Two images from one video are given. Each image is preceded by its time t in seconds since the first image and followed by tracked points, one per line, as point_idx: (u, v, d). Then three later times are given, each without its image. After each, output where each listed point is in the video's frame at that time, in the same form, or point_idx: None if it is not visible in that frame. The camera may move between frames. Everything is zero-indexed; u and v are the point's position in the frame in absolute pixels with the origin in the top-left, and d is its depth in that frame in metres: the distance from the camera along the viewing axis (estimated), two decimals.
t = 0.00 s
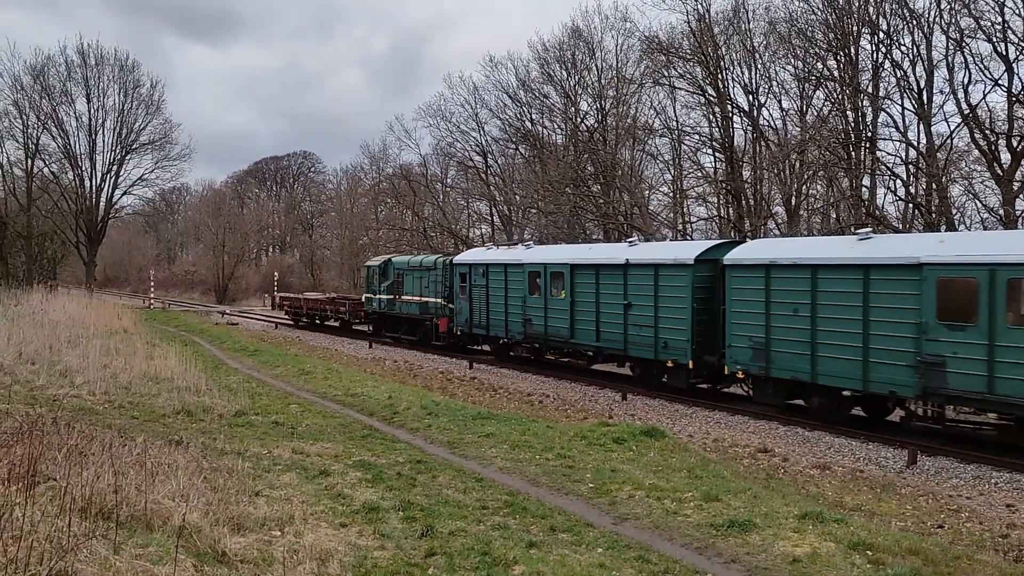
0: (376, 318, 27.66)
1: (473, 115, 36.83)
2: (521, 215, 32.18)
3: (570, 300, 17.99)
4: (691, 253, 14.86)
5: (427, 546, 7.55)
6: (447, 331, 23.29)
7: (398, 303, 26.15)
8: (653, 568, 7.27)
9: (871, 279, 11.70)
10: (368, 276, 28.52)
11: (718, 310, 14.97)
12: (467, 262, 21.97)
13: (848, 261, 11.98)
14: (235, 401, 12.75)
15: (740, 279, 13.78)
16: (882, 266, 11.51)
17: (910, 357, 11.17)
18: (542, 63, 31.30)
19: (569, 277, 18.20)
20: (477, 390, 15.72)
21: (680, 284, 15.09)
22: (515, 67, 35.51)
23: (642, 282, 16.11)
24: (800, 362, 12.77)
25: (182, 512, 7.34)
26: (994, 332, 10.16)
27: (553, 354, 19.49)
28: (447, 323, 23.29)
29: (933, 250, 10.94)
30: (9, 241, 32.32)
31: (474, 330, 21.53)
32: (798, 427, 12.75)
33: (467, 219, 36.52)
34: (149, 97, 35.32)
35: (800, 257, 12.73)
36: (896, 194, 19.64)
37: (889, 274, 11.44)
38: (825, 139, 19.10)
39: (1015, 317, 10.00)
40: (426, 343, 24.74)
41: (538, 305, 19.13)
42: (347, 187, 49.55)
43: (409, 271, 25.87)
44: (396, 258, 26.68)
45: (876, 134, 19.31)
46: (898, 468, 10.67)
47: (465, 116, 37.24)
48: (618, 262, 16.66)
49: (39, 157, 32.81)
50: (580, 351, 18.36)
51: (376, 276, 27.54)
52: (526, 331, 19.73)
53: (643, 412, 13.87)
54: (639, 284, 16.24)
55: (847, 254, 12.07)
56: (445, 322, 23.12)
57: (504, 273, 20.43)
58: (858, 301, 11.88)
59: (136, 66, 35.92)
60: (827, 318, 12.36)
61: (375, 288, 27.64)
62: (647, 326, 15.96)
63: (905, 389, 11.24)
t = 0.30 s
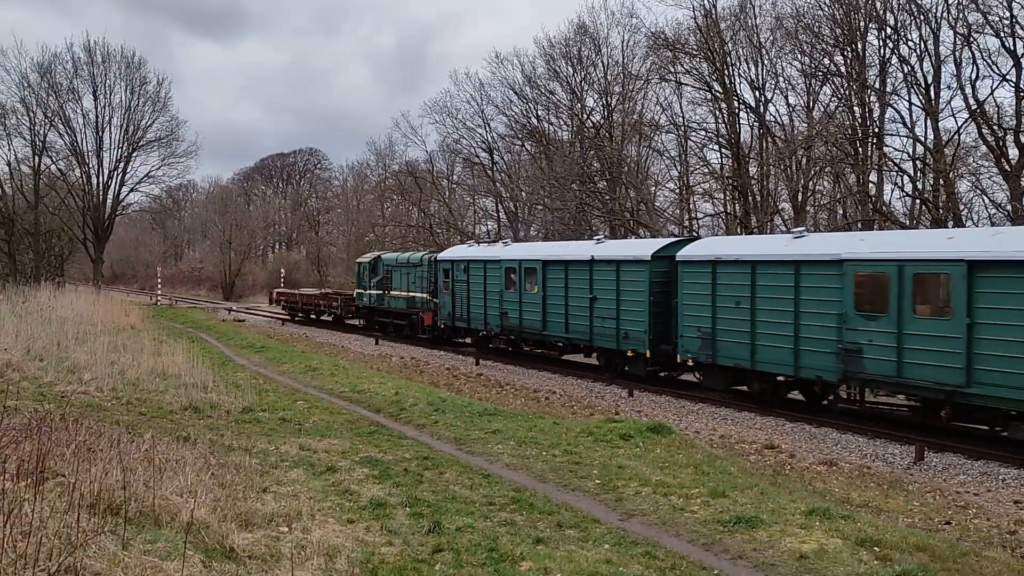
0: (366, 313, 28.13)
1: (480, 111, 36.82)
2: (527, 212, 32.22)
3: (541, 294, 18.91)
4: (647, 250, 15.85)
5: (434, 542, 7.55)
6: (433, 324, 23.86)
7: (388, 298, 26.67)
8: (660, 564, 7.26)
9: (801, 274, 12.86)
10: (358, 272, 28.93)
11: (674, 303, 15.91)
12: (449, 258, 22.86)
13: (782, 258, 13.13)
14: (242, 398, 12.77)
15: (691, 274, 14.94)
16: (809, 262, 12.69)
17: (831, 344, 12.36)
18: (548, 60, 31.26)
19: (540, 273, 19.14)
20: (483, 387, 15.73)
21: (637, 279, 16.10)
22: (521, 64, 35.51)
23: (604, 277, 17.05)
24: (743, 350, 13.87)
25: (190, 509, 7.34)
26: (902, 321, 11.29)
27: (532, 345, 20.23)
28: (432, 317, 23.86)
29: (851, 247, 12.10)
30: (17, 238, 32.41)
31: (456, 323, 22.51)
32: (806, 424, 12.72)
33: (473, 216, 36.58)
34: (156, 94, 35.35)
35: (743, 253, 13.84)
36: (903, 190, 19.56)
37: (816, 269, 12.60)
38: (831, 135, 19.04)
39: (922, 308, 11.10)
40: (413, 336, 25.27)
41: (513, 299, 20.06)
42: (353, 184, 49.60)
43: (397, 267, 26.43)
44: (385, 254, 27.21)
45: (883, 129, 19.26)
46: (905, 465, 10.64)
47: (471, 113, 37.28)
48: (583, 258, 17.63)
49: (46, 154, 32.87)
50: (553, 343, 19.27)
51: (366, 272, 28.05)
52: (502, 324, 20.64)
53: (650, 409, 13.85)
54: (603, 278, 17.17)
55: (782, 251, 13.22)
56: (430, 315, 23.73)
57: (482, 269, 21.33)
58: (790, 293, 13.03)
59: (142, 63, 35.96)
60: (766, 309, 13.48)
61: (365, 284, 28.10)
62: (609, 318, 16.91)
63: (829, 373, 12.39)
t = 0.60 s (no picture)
0: (356, 308, 28.42)
1: (484, 108, 36.82)
2: (531, 209, 32.25)
3: (512, 291, 19.53)
4: (609, 248, 16.50)
5: (438, 540, 7.55)
6: (418, 319, 24.16)
7: (376, 294, 26.90)
8: (664, 561, 7.27)
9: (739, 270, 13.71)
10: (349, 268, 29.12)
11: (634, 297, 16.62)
12: (430, 255, 23.29)
13: (722, 255, 13.97)
14: (247, 394, 12.80)
15: (643, 270, 15.76)
16: (745, 259, 13.54)
17: (764, 334, 13.24)
18: (552, 57, 31.24)
19: (511, 270, 19.73)
20: (487, 384, 15.74)
21: (599, 277, 16.76)
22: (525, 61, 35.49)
23: (570, 275, 17.70)
24: (690, 341, 14.69)
25: (195, 505, 7.36)
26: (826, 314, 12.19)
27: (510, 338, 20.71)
28: (417, 312, 24.14)
29: (783, 245, 12.94)
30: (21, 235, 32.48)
31: (433, 318, 23.10)
32: (810, 421, 12.73)
33: (477, 213, 36.63)
34: (160, 91, 35.35)
35: (690, 250, 14.65)
36: (907, 188, 19.54)
37: (752, 265, 13.46)
38: (836, 132, 19.02)
39: (846, 301, 11.96)
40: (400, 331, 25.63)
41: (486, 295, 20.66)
42: (356, 181, 49.60)
43: (384, 264, 26.62)
44: (373, 251, 27.32)
45: (888, 127, 19.24)
46: (909, 462, 10.63)
47: (475, 110, 37.29)
48: (551, 256, 18.24)
49: (51, 151, 32.89)
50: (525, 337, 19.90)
51: (355, 269, 28.27)
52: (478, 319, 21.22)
53: (654, 406, 13.86)
54: (570, 275, 17.81)
55: (723, 248, 14.05)
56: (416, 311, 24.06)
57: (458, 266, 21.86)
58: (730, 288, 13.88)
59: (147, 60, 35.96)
60: (710, 303, 14.31)
61: (354, 280, 28.30)
62: (575, 313, 17.57)
63: (764, 362, 13.26)
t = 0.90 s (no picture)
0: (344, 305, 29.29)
1: (486, 106, 36.81)
2: (534, 207, 32.24)
3: (488, 287, 20.70)
4: (574, 246, 17.75)
5: (440, 537, 7.56)
6: (401, 315, 25.16)
7: (363, 290, 27.94)
8: (666, 559, 7.26)
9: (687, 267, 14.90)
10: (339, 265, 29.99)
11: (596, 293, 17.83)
12: (413, 253, 24.42)
13: (672, 254, 15.17)
14: (250, 392, 12.79)
15: (604, 267, 16.96)
16: (691, 257, 14.75)
17: (706, 326, 14.48)
18: (555, 55, 31.21)
19: (487, 267, 20.93)
20: (490, 382, 15.72)
21: (564, 274, 18.01)
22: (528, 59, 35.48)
23: (540, 271, 18.88)
24: (644, 332, 15.89)
25: (197, 503, 7.35)
26: (761, 307, 13.37)
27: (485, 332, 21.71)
28: (401, 308, 25.13)
29: (724, 245, 14.13)
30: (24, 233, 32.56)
31: (415, 314, 24.23)
32: (811, 420, 12.70)
33: (480, 211, 36.61)
34: (163, 89, 35.39)
35: (646, 249, 15.84)
36: (911, 186, 19.49)
37: (698, 263, 14.68)
38: (839, 130, 18.98)
39: (778, 296, 13.15)
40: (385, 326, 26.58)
41: (464, 292, 21.84)
42: (359, 179, 49.60)
43: (371, 261, 27.59)
44: (361, 249, 28.45)
45: (891, 125, 19.20)
46: (912, 462, 10.58)
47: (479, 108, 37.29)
48: (523, 254, 19.45)
49: (54, 149, 32.94)
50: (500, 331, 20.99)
51: (344, 267, 29.35)
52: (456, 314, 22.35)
53: (656, 405, 13.83)
54: (539, 272, 18.97)
55: (674, 247, 15.25)
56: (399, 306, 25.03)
57: (438, 264, 23.04)
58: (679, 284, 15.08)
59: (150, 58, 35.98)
60: (662, 298, 15.49)
61: (343, 278, 29.33)
62: (543, 308, 18.73)
63: (706, 351, 14.51)
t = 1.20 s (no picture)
0: (334, 302, 30.53)
1: (489, 106, 36.81)
2: (536, 207, 32.24)
3: (464, 284, 21.87)
4: (542, 246, 18.95)
5: (442, 536, 7.56)
6: (386, 311, 26.38)
7: (351, 288, 29.15)
8: (668, 559, 7.26)
9: (641, 266, 15.99)
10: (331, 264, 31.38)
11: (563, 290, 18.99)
12: (396, 252, 25.67)
13: (627, 253, 16.27)
14: (252, 391, 12.80)
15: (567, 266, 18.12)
16: (642, 256, 15.88)
17: (657, 320, 15.62)
18: (557, 54, 31.22)
19: (464, 266, 22.09)
20: (492, 381, 15.71)
21: (534, 272, 19.21)
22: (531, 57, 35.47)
23: (512, 270, 20.07)
24: (603, 326, 17.02)
25: (199, 501, 7.35)
26: (704, 302, 14.48)
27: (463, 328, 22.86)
28: (386, 305, 26.29)
29: (673, 245, 15.26)
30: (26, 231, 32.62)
31: (397, 311, 25.40)
32: (815, 419, 12.68)
33: (482, 210, 36.60)
34: (165, 88, 35.41)
35: (605, 248, 16.91)
36: (913, 185, 19.46)
37: (649, 262, 15.79)
38: (841, 129, 18.96)
39: (719, 292, 14.25)
40: (371, 322, 27.72)
41: (442, 289, 23.02)
42: (362, 178, 49.62)
43: (360, 260, 28.93)
44: (351, 248, 29.74)
45: (893, 124, 19.21)
46: (914, 461, 10.58)
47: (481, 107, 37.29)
48: (496, 253, 20.62)
49: (56, 148, 32.98)
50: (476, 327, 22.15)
51: (334, 265, 30.62)
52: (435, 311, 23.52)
53: (658, 404, 13.83)
54: (512, 270, 20.14)
55: (629, 246, 16.34)
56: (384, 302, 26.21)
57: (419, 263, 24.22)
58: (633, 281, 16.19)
59: (152, 57, 36.00)
60: (620, 295, 16.56)
61: (333, 276, 30.60)
62: (515, 304, 19.91)
63: (657, 343, 15.65)
